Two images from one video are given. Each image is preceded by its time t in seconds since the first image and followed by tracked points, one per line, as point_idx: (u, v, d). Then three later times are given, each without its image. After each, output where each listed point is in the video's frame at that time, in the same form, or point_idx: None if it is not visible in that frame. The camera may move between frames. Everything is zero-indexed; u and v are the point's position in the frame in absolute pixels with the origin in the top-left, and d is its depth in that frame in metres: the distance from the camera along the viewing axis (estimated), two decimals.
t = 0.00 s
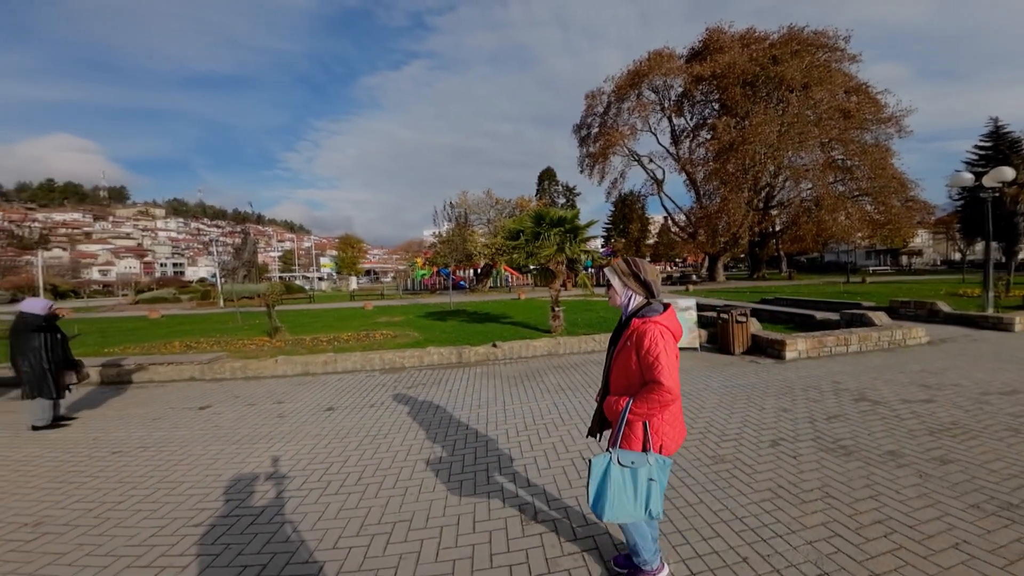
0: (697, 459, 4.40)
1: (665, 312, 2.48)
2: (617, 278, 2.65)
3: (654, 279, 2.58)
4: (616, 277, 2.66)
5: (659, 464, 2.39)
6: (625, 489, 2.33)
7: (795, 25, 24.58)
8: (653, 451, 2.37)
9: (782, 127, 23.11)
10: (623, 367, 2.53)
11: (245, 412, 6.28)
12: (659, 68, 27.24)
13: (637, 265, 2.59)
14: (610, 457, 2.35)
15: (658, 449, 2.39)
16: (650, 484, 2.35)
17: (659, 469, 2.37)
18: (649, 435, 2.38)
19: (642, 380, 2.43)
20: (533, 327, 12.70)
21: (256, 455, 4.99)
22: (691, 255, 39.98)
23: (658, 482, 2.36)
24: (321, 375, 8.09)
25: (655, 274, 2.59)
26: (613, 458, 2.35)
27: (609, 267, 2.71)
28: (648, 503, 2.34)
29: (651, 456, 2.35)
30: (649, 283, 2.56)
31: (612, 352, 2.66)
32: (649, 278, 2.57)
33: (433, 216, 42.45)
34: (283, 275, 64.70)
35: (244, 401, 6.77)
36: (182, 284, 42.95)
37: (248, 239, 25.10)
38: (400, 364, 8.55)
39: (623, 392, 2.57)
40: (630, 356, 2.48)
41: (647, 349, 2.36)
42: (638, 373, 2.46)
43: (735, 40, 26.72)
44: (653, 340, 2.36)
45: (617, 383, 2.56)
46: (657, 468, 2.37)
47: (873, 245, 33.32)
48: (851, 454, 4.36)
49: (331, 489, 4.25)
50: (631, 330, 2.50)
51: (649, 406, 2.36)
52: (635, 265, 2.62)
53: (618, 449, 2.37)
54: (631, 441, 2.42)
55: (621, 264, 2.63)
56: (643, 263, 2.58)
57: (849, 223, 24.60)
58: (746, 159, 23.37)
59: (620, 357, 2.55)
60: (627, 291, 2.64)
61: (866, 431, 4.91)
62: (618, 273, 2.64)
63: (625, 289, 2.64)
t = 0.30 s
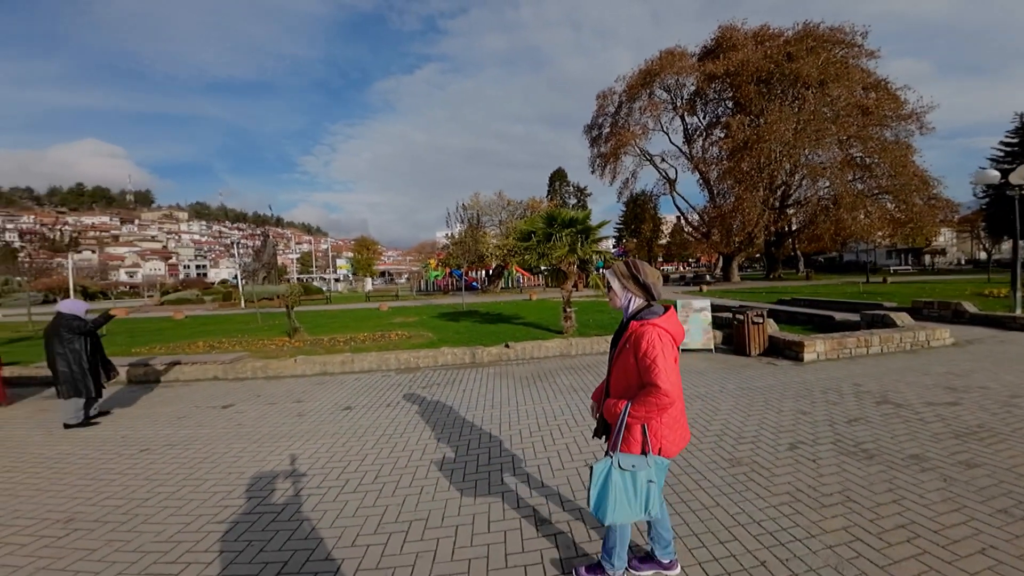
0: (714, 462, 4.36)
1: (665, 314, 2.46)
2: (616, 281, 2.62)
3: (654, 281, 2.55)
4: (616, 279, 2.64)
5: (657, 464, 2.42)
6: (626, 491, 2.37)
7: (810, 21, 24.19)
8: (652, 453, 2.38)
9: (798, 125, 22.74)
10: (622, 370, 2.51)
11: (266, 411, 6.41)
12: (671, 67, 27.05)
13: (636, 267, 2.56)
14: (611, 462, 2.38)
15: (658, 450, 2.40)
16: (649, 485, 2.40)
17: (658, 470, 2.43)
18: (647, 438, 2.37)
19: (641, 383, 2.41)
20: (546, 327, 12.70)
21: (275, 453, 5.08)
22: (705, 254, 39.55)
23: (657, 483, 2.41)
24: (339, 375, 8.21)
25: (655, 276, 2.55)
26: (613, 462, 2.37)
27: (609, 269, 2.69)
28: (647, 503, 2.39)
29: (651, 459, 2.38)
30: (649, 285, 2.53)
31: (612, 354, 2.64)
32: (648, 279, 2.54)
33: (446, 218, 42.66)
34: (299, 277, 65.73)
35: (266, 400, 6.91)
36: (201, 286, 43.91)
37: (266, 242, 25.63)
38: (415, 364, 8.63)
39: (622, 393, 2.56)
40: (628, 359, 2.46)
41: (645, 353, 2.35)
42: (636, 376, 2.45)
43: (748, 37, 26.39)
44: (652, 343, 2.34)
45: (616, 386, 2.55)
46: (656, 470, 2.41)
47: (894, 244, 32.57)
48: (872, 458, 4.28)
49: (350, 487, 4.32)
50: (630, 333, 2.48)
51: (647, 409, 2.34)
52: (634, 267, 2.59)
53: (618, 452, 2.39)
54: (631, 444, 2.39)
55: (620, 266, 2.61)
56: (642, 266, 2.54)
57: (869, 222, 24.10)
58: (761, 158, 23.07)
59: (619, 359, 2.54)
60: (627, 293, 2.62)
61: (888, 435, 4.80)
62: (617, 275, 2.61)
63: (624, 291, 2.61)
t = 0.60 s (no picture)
0: (729, 465, 4.33)
1: (661, 319, 2.44)
2: (613, 285, 2.62)
3: (651, 285, 2.52)
4: (613, 283, 2.63)
5: (657, 469, 2.40)
6: (624, 495, 2.37)
7: (825, 18, 23.81)
8: (650, 457, 2.37)
9: (813, 122, 22.39)
10: (618, 374, 2.52)
11: (286, 410, 6.52)
12: (682, 65, 26.85)
13: (633, 271, 2.54)
14: (607, 465, 2.40)
15: (656, 454, 2.39)
16: (649, 490, 2.38)
17: (658, 474, 2.38)
18: (644, 442, 2.38)
19: (636, 387, 2.41)
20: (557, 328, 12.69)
21: (292, 452, 5.17)
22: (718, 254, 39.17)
23: (657, 487, 2.39)
24: (355, 374, 8.32)
25: (653, 280, 2.52)
26: (609, 466, 2.38)
27: (606, 274, 2.69)
28: (647, 507, 2.38)
29: (648, 462, 2.36)
30: (645, 289, 2.50)
31: (610, 358, 2.65)
32: (644, 283, 2.51)
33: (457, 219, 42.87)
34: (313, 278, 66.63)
35: (285, 399, 7.03)
36: (219, 287, 44.78)
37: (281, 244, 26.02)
38: (428, 364, 8.69)
39: (619, 398, 2.57)
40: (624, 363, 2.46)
41: (639, 357, 2.35)
42: (631, 380, 2.45)
43: (761, 35, 26.07)
44: (646, 348, 2.34)
45: (614, 390, 2.56)
46: (656, 473, 2.37)
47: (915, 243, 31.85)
48: (892, 462, 4.21)
49: (366, 486, 4.38)
50: (625, 338, 2.48)
51: (642, 414, 2.34)
52: (631, 271, 2.58)
53: (615, 456, 2.40)
54: (628, 448, 2.41)
55: (616, 270, 2.60)
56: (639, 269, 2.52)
57: (888, 221, 23.62)
58: (775, 156, 22.76)
59: (616, 364, 2.55)
60: (624, 297, 2.61)
61: (909, 438, 4.72)
62: (614, 279, 2.62)
63: (621, 295, 2.60)
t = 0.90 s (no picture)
0: (743, 467, 4.29)
1: (654, 323, 2.47)
2: (607, 289, 2.64)
3: (645, 288, 2.53)
4: (607, 288, 2.65)
5: (654, 470, 2.37)
6: (621, 497, 2.35)
7: (839, 14, 23.45)
8: (646, 459, 2.36)
9: (829, 120, 22.07)
10: (611, 378, 2.54)
11: (302, 408, 6.62)
12: (694, 64, 26.67)
13: (625, 275, 2.56)
14: (602, 468, 2.39)
15: (650, 456, 2.40)
16: (647, 492, 2.33)
17: (656, 476, 2.35)
18: (637, 444, 2.40)
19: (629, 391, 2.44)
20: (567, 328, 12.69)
21: (307, 449, 5.26)
22: (731, 254, 38.77)
23: (656, 489, 2.34)
24: (369, 374, 8.42)
25: (646, 284, 2.55)
26: (605, 469, 2.37)
27: (601, 278, 2.71)
28: (646, 511, 2.34)
29: (644, 464, 2.34)
30: (639, 293, 2.53)
31: (604, 361, 2.67)
32: (638, 287, 2.53)
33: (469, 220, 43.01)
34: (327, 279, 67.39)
35: (301, 397, 7.15)
36: (236, 288, 45.59)
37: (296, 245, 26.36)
38: (441, 363, 8.75)
39: (611, 402, 2.60)
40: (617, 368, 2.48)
41: (630, 361, 2.38)
42: (623, 385, 2.48)
43: (774, 32, 25.75)
44: (637, 352, 2.37)
45: (606, 394, 2.58)
46: (653, 475, 2.35)
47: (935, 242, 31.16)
48: (912, 465, 4.14)
49: (381, 483, 4.44)
50: (618, 342, 2.51)
51: (633, 418, 2.38)
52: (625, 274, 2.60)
53: (609, 459, 2.41)
54: (621, 451, 2.44)
55: (610, 274, 2.62)
56: (632, 273, 2.54)
57: (907, 220, 23.14)
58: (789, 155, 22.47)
59: (608, 367, 2.58)
60: (618, 301, 2.63)
61: (930, 441, 4.63)
62: (608, 283, 2.63)
63: (615, 299, 2.62)
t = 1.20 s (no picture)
0: (757, 469, 4.26)
1: (644, 323, 2.47)
2: (599, 289, 2.64)
3: (636, 289, 2.54)
4: (599, 287, 2.66)
5: (647, 468, 2.42)
6: (616, 495, 2.41)
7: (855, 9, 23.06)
8: (638, 458, 2.40)
9: (845, 117, 21.70)
10: (602, 377, 2.56)
11: (318, 406, 6.72)
12: (705, 62, 26.48)
13: (618, 276, 2.56)
14: (597, 469, 2.45)
15: (643, 454, 2.43)
16: (642, 489, 2.39)
17: (651, 473, 2.41)
18: (630, 444, 2.42)
19: (618, 391, 2.46)
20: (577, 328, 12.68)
21: (322, 447, 5.35)
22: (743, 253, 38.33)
23: (650, 487, 2.40)
24: (382, 372, 8.50)
25: (639, 284, 2.55)
26: (600, 469, 2.43)
27: (593, 279, 2.71)
28: (640, 508, 2.40)
29: (638, 463, 2.40)
30: (630, 293, 2.54)
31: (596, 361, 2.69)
32: (630, 288, 2.54)
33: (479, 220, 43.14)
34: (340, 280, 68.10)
35: (316, 396, 7.25)
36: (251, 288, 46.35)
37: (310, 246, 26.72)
38: (452, 362, 8.81)
39: (603, 401, 2.62)
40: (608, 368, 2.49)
41: (619, 362, 2.39)
42: (613, 385, 2.50)
43: (788, 28, 25.42)
44: (626, 352, 2.37)
45: (598, 394, 2.60)
46: (647, 472, 2.40)
47: (957, 241, 30.43)
48: (932, 468, 4.07)
49: (394, 481, 4.49)
50: (609, 342, 2.52)
51: (623, 418, 2.41)
52: (617, 274, 2.60)
53: (603, 458, 2.45)
54: (613, 450, 2.47)
55: (601, 275, 2.62)
56: (624, 274, 2.54)
57: (927, 218, 22.66)
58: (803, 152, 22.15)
59: (600, 367, 2.59)
60: (610, 301, 2.63)
61: (952, 444, 4.54)
62: (599, 283, 2.64)
63: (607, 299, 2.62)
